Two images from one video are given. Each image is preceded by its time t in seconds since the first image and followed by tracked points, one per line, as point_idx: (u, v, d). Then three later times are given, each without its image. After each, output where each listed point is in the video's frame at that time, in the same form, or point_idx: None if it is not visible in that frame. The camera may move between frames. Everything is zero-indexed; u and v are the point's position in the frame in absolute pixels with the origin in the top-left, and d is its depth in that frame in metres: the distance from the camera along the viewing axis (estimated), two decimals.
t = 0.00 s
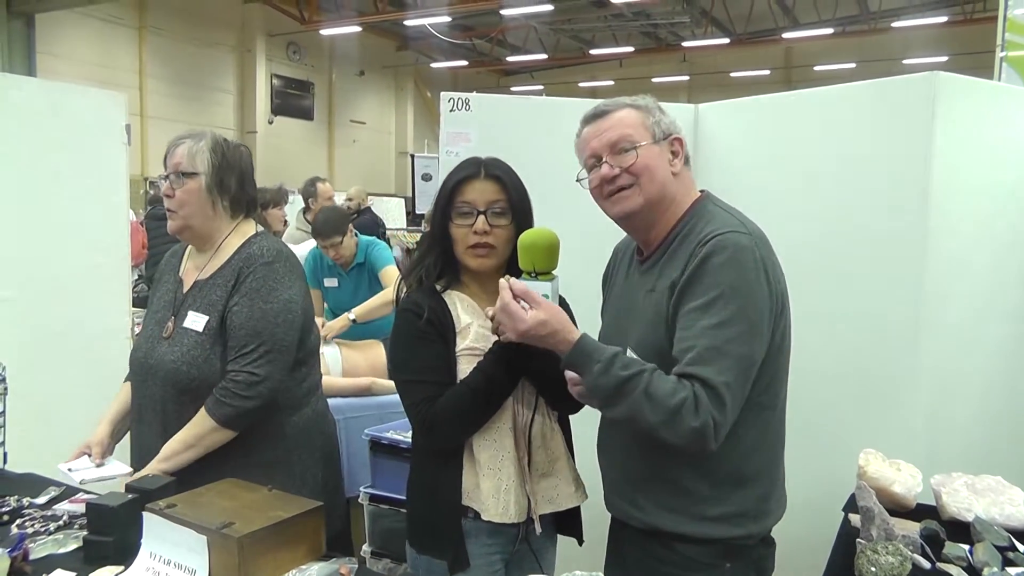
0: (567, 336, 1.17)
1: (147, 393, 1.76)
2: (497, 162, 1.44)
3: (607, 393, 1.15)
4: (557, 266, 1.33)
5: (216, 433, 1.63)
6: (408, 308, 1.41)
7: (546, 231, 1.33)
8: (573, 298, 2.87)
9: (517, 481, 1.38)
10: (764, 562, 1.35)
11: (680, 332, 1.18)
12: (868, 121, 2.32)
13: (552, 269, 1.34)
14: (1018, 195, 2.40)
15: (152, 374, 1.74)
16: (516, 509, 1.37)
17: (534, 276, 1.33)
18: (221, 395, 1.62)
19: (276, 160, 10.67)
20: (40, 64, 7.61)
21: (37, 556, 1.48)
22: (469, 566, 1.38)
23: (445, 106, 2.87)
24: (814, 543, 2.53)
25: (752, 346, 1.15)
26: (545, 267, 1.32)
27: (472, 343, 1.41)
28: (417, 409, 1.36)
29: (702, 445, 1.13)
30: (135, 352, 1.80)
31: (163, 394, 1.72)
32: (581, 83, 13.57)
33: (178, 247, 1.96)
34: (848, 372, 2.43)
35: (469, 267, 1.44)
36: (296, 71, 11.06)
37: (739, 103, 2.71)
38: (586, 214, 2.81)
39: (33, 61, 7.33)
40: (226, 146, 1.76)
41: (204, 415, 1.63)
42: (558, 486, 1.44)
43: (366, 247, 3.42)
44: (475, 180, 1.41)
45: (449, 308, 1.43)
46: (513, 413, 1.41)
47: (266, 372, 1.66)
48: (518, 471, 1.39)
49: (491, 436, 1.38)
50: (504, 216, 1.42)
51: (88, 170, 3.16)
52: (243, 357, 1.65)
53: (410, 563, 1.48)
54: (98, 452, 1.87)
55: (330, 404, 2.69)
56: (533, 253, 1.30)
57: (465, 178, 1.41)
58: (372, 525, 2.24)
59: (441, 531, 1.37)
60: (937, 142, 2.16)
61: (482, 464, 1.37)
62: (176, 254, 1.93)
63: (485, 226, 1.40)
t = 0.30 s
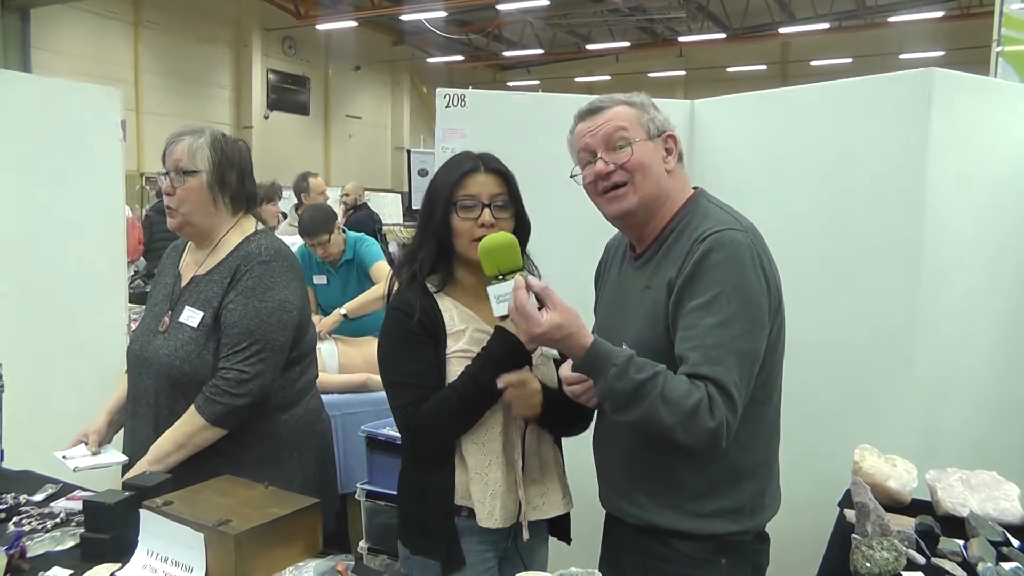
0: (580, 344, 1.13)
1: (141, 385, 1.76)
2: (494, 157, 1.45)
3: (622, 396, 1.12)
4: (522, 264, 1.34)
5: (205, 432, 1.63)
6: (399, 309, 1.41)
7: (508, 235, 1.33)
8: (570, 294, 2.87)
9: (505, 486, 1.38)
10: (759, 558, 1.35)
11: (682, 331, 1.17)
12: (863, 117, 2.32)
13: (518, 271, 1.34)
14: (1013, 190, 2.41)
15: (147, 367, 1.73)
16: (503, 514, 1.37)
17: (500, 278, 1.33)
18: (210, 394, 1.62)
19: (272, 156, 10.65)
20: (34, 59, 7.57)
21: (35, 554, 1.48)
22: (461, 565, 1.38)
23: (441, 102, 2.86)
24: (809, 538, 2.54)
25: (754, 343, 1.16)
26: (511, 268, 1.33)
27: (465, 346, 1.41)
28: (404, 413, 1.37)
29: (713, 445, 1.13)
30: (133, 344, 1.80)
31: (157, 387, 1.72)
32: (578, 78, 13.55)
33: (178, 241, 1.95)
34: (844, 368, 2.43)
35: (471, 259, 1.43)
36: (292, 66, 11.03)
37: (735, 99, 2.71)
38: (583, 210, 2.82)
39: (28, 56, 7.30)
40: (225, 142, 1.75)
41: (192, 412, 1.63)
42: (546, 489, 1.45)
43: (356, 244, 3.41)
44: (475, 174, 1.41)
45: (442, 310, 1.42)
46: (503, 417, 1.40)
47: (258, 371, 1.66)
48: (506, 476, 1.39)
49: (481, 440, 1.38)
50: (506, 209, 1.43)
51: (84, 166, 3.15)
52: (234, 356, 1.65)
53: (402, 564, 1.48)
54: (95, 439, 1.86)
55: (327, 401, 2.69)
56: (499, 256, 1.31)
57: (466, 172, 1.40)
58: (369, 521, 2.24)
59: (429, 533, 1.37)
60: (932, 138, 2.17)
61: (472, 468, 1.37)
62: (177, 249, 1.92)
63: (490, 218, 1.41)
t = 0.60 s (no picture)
0: (579, 330, 1.13)
1: (130, 387, 1.76)
2: (488, 162, 1.44)
3: (617, 390, 1.11)
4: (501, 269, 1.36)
5: (189, 435, 1.63)
6: (392, 313, 1.41)
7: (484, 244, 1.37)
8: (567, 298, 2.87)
9: (502, 488, 1.40)
10: (753, 560, 1.36)
11: (674, 333, 1.17)
12: (859, 121, 2.33)
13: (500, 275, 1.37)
14: (1008, 194, 2.42)
15: (136, 370, 1.73)
16: (501, 515, 1.39)
17: (481, 284, 1.35)
18: (191, 397, 1.62)
19: (269, 159, 10.64)
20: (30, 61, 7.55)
21: (29, 557, 1.48)
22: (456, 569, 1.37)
23: (437, 105, 2.86)
24: (805, 541, 2.54)
25: (745, 346, 1.16)
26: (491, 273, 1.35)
27: (457, 351, 1.41)
28: (389, 417, 1.36)
29: (702, 445, 1.14)
30: (125, 346, 1.80)
31: (145, 389, 1.72)
32: (575, 81, 13.57)
33: (173, 244, 1.95)
34: (839, 372, 2.44)
35: (457, 262, 1.43)
36: (289, 69, 11.02)
37: (731, 103, 2.72)
38: (579, 213, 2.82)
39: (24, 59, 7.30)
40: (218, 146, 1.74)
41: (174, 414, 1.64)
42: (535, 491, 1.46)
43: (349, 244, 3.42)
44: (467, 179, 1.41)
45: (432, 313, 1.42)
46: (496, 419, 1.42)
47: (239, 373, 1.65)
48: (502, 478, 1.41)
49: (477, 443, 1.39)
50: (495, 216, 1.44)
51: (79, 169, 3.15)
52: (216, 358, 1.65)
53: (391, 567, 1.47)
54: (89, 440, 1.87)
55: (322, 404, 2.69)
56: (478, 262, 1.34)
57: (457, 176, 1.40)
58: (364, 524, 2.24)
59: (418, 536, 1.37)
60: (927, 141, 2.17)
61: (469, 471, 1.38)
62: (172, 251, 1.92)
63: (478, 226, 1.41)
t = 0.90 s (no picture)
0: (579, 325, 1.12)
1: (129, 390, 1.75)
2: (473, 160, 1.45)
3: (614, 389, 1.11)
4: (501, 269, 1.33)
5: (209, 425, 1.63)
6: (382, 315, 1.40)
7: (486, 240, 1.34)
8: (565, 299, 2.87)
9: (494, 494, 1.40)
10: (750, 561, 1.36)
11: (670, 334, 1.17)
12: (857, 124, 2.33)
13: (499, 275, 1.34)
14: (1006, 197, 2.42)
15: (135, 371, 1.73)
16: (493, 521, 1.39)
17: (481, 283, 1.32)
18: (219, 393, 1.62)
19: (268, 158, 10.64)
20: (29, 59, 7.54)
21: (26, 557, 1.47)
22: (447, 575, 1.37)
23: (436, 106, 2.87)
24: (802, 543, 2.54)
25: (740, 348, 1.16)
26: (492, 272, 1.32)
27: (450, 354, 1.41)
28: (380, 421, 1.36)
29: (697, 446, 1.13)
30: (120, 348, 1.79)
31: (145, 392, 1.71)
32: (575, 82, 13.58)
33: (165, 244, 1.95)
34: (837, 374, 2.44)
35: (447, 263, 1.43)
36: (288, 69, 11.03)
37: (729, 105, 2.72)
38: (577, 214, 2.82)
39: (23, 57, 7.29)
40: (204, 145, 1.74)
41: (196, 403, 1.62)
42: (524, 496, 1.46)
43: (348, 242, 3.42)
44: (454, 176, 1.42)
45: (424, 317, 1.43)
46: (488, 423, 1.41)
47: (260, 374, 1.66)
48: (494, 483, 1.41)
49: (470, 448, 1.39)
50: (483, 213, 1.44)
51: (78, 168, 3.15)
52: (234, 358, 1.65)
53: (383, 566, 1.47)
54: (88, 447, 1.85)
55: (320, 404, 2.69)
56: (478, 260, 1.30)
57: (445, 173, 1.41)
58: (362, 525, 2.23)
59: (407, 539, 1.36)
60: (925, 144, 2.18)
61: (462, 477, 1.37)
62: (163, 254, 1.92)
63: (466, 222, 1.41)
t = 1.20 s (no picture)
0: (575, 338, 1.12)
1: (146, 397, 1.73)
2: (466, 166, 1.46)
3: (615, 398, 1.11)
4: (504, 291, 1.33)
5: (264, 409, 1.67)
6: (382, 325, 1.40)
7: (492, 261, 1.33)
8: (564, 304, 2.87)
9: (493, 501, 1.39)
10: (747, 565, 1.36)
11: (668, 341, 1.17)
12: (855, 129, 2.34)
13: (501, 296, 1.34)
14: (1004, 200, 2.43)
15: (156, 377, 1.71)
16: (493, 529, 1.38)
17: (482, 304, 1.32)
18: (277, 379, 1.66)
19: (267, 163, 10.65)
20: (29, 65, 7.55)
21: (24, 564, 1.47)
22: None
23: (434, 111, 2.87)
24: (802, 547, 2.54)
25: (739, 354, 1.16)
26: (493, 295, 1.32)
27: (449, 361, 1.41)
28: (371, 431, 1.37)
29: (698, 453, 1.13)
30: (130, 357, 1.77)
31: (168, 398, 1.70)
32: (574, 86, 13.60)
33: (164, 252, 1.95)
34: (837, 378, 2.43)
35: (443, 270, 1.43)
36: (287, 74, 11.04)
37: (727, 109, 2.73)
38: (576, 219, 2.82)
39: (23, 64, 7.33)
40: (195, 148, 1.75)
41: (246, 391, 1.65)
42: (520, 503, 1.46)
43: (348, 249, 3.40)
44: (447, 184, 1.42)
45: (424, 327, 1.43)
46: (488, 430, 1.41)
47: (310, 359, 1.73)
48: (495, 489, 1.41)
49: (468, 455, 1.39)
50: (478, 219, 1.43)
51: (77, 175, 3.15)
52: (282, 346, 1.70)
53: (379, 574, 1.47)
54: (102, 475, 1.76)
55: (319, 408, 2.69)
56: (483, 282, 1.30)
57: (437, 182, 1.42)
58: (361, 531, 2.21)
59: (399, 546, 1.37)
60: (923, 148, 2.18)
61: (460, 483, 1.37)
62: (160, 263, 1.91)
63: (461, 229, 1.41)
